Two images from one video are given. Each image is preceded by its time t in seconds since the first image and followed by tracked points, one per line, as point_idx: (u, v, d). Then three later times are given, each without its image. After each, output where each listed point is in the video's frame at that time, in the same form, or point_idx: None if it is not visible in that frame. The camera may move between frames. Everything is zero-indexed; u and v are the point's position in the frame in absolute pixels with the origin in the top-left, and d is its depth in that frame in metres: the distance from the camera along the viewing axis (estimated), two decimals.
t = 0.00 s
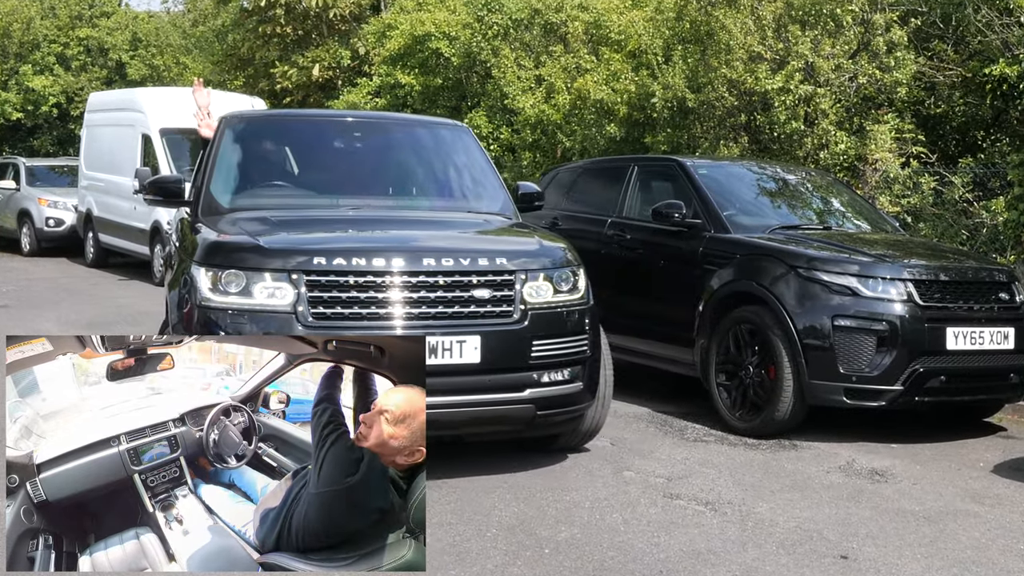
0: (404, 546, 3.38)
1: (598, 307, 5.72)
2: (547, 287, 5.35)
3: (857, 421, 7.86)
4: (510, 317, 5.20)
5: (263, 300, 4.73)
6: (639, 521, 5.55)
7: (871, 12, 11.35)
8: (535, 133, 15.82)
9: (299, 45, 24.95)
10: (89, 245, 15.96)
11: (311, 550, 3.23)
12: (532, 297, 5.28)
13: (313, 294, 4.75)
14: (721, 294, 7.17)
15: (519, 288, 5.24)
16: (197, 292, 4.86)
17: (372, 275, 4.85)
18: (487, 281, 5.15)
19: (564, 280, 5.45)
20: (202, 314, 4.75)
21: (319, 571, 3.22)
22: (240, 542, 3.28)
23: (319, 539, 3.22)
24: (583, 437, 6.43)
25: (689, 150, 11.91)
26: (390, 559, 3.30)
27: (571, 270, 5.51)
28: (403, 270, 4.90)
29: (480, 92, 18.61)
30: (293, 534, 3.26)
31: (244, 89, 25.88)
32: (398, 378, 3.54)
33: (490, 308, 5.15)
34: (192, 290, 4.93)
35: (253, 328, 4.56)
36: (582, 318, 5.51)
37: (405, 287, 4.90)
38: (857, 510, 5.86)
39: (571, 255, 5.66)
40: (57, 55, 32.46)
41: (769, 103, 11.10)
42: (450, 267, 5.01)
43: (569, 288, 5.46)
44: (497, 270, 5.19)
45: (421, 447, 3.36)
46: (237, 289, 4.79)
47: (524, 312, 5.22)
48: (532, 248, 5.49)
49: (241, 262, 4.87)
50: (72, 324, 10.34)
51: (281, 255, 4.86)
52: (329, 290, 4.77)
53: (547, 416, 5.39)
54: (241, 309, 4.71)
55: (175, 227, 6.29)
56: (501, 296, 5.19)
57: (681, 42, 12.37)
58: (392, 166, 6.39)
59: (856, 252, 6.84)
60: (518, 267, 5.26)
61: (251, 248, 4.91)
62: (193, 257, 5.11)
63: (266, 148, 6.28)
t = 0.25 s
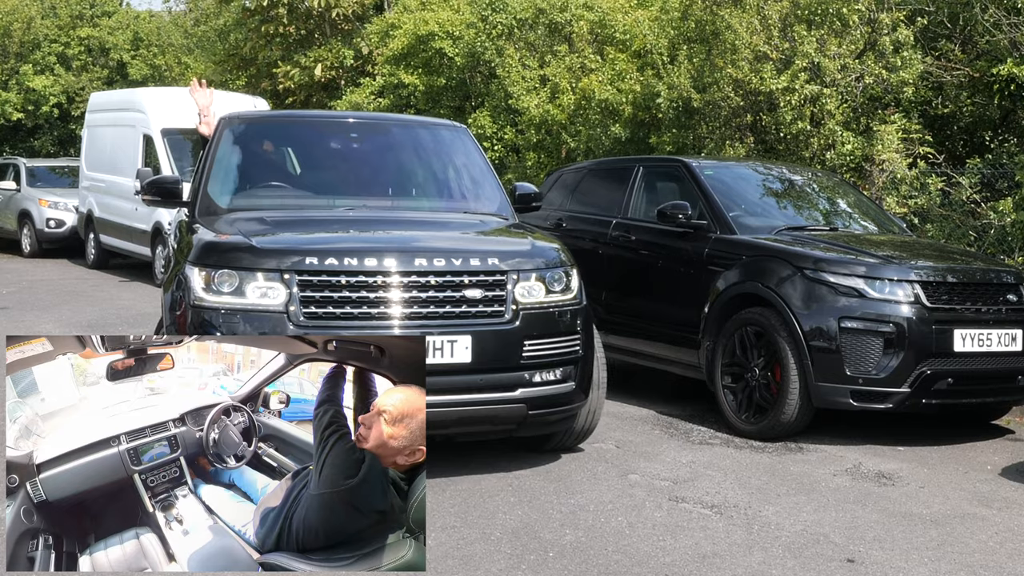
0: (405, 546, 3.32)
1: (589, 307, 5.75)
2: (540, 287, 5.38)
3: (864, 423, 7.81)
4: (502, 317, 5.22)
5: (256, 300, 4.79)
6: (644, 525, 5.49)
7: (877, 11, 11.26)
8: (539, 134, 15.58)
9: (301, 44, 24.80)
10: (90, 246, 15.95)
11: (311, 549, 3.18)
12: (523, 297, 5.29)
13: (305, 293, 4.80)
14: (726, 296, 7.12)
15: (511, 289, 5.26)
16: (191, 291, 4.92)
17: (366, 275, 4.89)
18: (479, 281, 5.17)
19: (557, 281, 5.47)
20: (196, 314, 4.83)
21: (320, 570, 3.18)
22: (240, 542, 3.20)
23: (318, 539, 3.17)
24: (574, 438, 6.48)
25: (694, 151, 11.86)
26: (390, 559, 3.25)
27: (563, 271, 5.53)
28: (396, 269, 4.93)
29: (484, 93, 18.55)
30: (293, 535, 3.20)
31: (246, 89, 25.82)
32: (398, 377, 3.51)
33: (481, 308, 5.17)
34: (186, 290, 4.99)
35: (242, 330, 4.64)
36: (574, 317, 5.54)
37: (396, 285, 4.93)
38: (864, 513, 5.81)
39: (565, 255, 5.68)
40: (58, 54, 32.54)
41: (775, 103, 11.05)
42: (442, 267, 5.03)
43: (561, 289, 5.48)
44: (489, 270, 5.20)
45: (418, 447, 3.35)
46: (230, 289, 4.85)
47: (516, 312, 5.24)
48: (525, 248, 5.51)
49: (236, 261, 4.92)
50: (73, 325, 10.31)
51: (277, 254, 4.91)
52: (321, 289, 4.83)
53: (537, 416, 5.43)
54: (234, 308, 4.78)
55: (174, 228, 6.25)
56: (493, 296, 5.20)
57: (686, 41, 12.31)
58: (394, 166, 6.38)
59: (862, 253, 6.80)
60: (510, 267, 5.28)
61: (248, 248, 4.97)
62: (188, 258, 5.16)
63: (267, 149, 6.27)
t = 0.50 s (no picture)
0: (405, 547, 3.28)
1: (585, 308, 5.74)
2: (535, 288, 5.36)
3: (870, 426, 7.76)
4: (497, 317, 5.20)
5: (251, 300, 4.77)
6: (649, 528, 5.45)
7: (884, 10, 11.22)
8: (543, 134, 15.48)
9: (303, 44, 24.61)
10: (91, 247, 15.92)
11: (311, 550, 3.16)
12: (519, 297, 5.28)
13: (300, 293, 4.77)
14: (732, 298, 7.07)
15: (506, 289, 5.24)
16: (186, 290, 4.90)
17: (361, 275, 4.86)
18: (474, 282, 5.14)
19: (553, 281, 5.45)
20: (192, 314, 4.80)
21: (320, 571, 3.15)
22: (239, 541, 3.17)
23: (318, 539, 3.15)
24: (572, 438, 6.47)
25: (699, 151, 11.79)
26: (389, 559, 3.22)
27: (559, 271, 5.50)
28: (393, 271, 4.90)
29: (488, 92, 18.49)
30: (293, 536, 3.17)
31: (248, 89, 25.75)
32: (398, 377, 3.46)
33: (477, 308, 5.15)
34: (182, 289, 4.97)
35: (239, 329, 4.63)
36: (570, 318, 5.52)
37: (391, 285, 4.89)
38: (871, 516, 5.75)
39: (562, 256, 5.65)
40: (59, 54, 32.63)
41: (781, 103, 11.00)
42: (437, 267, 5.00)
43: (557, 289, 5.46)
44: (484, 271, 5.18)
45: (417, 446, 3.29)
46: (226, 289, 4.82)
47: (511, 313, 5.23)
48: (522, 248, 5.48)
49: (233, 262, 4.89)
50: (75, 326, 10.28)
51: (274, 255, 4.87)
52: (316, 289, 4.79)
53: (532, 415, 5.41)
54: (229, 308, 4.75)
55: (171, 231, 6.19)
56: (488, 296, 5.19)
57: (692, 41, 12.25)
58: (395, 167, 6.35)
59: (869, 254, 6.75)
60: (505, 267, 5.26)
61: (244, 248, 4.93)
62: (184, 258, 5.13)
63: (268, 149, 6.23)
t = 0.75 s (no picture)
0: (405, 546, 3.25)
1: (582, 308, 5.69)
2: (532, 289, 5.31)
3: (878, 428, 7.70)
4: (492, 318, 5.17)
5: (246, 301, 4.73)
6: (655, 531, 5.40)
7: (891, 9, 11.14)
8: (548, 134, 15.43)
9: (307, 44, 24.58)
10: (92, 248, 15.88)
11: (311, 550, 3.13)
12: (515, 299, 5.24)
13: (296, 294, 4.74)
14: (738, 299, 7.01)
15: (502, 290, 5.20)
16: (183, 291, 4.86)
17: (357, 276, 4.83)
18: (470, 283, 5.10)
19: (550, 283, 5.41)
20: (188, 314, 4.75)
21: (319, 571, 3.12)
22: (240, 541, 3.13)
23: (317, 539, 3.12)
24: (570, 438, 6.47)
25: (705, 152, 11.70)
26: (389, 559, 3.19)
27: (555, 272, 5.46)
28: (386, 270, 4.87)
29: (492, 92, 18.41)
30: (293, 536, 3.13)
31: (250, 89, 25.64)
32: (398, 377, 3.42)
33: (472, 309, 5.11)
34: (178, 289, 4.92)
35: (235, 330, 4.59)
36: (567, 319, 5.48)
37: (384, 286, 4.85)
38: (879, 520, 5.70)
39: (560, 258, 5.62)
40: (61, 53, 32.35)
41: (788, 104, 10.92)
42: (433, 268, 4.97)
43: (555, 290, 5.43)
44: (480, 272, 5.14)
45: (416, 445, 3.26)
46: (222, 290, 4.78)
47: (507, 314, 5.20)
48: (520, 249, 5.45)
49: (231, 263, 4.85)
50: (76, 328, 10.23)
51: (272, 256, 4.84)
52: (312, 291, 4.76)
53: (529, 416, 5.38)
54: (225, 309, 4.71)
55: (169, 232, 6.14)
56: (484, 297, 5.15)
57: (699, 40, 12.17)
58: (396, 168, 6.32)
59: (876, 256, 6.69)
60: (501, 268, 5.22)
61: (242, 250, 4.89)
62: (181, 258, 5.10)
63: (268, 150, 6.20)
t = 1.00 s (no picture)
0: (405, 546, 3.30)
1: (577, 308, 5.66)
2: (526, 289, 5.28)
3: (885, 430, 7.65)
4: (487, 319, 5.13)
5: (241, 301, 4.74)
6: (661, 534, 5.35)
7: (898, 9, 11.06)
8: (553, 135, 15.35)
9: (311, 43, 24.39)
10: (95, 249, 15.85)
11: (311, 550, 3.17)
12: (510, 299, 5.20)
13: (290, 294, 4.74)
14: (744, 300, 6.97)
15: (497, 291, 5.17)
16: (179, 291, 4.88)
17: (351, 276, 4.81)
18: (464, 284, 5.07)
19: (545, 283, 5.39)
20: (184, 314, 4.77)
21: (319, 571, 3.16)
22: (240, 541, 3.17)
23: (317, 539, 3.16)
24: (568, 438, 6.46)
25: (712, 152, 11.65)
26: (389, 559, 3.23)
27: (550, 272, 5.43)
28: (379, 270, 4.85)
29: (497, 92, 18.31)
30: (293, 536, 3.17)
31: (254, 88, 25.49)
32: (398, 377, 3.49)
33: (466, 309, 5.07)
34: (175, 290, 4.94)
35: (231, 330, 4.60)
36: (562, 320, 5.45)
37: (378, 287, 4.83)
38: (886, 523, 5.65)
39: (556, 258, 5.59)
40: (62, 53, 31.92)
41: (795, 104, 10.85)
42: (427, 268, 4.95)
43: (549, 291, 5.39)
44: (475, 272, 5.12)
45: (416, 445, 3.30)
46: (217, 289, 4.80)
47: (501, 314, 5.16)
48: (516, 249, 5.43)
49: (229, 263, 4.86)
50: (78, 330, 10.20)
51: (269, 256, 4.84)
52: (306, 291, 4.76)
53: (522, 416, 5.33)
54: (220, 309, 4.72)
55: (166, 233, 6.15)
56: (478, 298, 5.11)
57: (704, 40, 12.09)
58: (397, 169, 6.30)
59: (884, 257, 6.64)
60: (495, 268, 5.19)
61: (240, 250, 4.89)
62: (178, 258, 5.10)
63: (269, 151, 6.18)
